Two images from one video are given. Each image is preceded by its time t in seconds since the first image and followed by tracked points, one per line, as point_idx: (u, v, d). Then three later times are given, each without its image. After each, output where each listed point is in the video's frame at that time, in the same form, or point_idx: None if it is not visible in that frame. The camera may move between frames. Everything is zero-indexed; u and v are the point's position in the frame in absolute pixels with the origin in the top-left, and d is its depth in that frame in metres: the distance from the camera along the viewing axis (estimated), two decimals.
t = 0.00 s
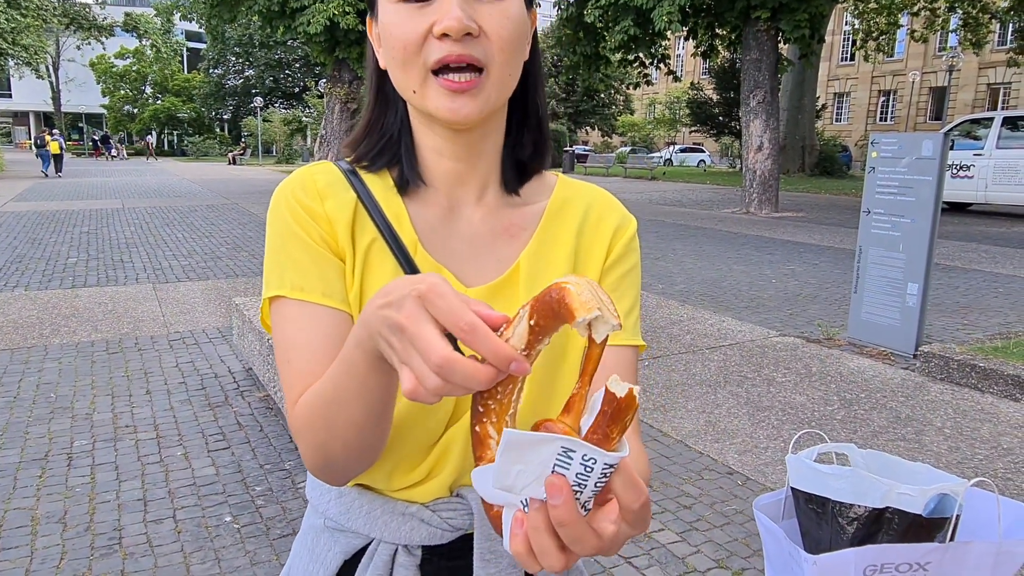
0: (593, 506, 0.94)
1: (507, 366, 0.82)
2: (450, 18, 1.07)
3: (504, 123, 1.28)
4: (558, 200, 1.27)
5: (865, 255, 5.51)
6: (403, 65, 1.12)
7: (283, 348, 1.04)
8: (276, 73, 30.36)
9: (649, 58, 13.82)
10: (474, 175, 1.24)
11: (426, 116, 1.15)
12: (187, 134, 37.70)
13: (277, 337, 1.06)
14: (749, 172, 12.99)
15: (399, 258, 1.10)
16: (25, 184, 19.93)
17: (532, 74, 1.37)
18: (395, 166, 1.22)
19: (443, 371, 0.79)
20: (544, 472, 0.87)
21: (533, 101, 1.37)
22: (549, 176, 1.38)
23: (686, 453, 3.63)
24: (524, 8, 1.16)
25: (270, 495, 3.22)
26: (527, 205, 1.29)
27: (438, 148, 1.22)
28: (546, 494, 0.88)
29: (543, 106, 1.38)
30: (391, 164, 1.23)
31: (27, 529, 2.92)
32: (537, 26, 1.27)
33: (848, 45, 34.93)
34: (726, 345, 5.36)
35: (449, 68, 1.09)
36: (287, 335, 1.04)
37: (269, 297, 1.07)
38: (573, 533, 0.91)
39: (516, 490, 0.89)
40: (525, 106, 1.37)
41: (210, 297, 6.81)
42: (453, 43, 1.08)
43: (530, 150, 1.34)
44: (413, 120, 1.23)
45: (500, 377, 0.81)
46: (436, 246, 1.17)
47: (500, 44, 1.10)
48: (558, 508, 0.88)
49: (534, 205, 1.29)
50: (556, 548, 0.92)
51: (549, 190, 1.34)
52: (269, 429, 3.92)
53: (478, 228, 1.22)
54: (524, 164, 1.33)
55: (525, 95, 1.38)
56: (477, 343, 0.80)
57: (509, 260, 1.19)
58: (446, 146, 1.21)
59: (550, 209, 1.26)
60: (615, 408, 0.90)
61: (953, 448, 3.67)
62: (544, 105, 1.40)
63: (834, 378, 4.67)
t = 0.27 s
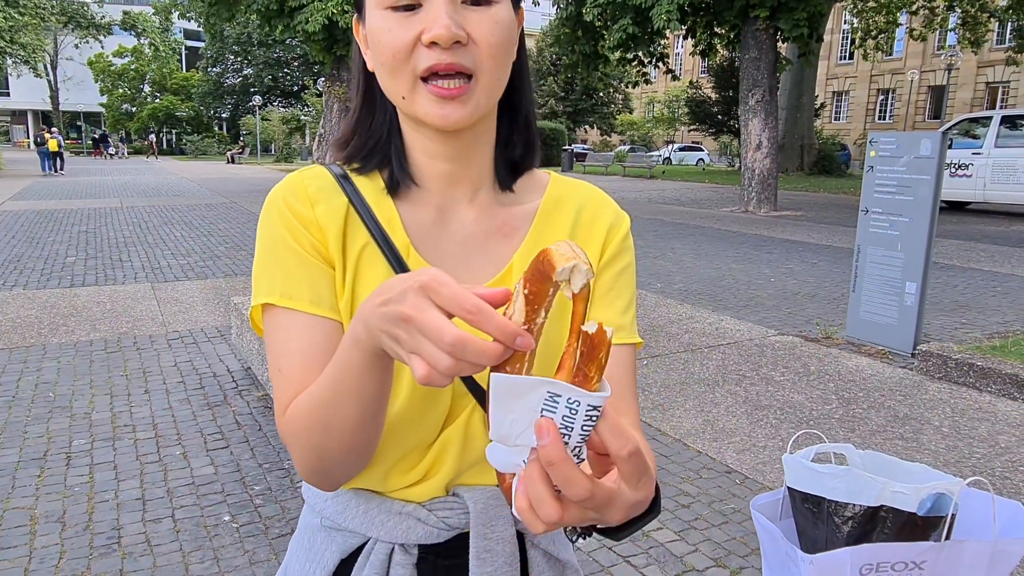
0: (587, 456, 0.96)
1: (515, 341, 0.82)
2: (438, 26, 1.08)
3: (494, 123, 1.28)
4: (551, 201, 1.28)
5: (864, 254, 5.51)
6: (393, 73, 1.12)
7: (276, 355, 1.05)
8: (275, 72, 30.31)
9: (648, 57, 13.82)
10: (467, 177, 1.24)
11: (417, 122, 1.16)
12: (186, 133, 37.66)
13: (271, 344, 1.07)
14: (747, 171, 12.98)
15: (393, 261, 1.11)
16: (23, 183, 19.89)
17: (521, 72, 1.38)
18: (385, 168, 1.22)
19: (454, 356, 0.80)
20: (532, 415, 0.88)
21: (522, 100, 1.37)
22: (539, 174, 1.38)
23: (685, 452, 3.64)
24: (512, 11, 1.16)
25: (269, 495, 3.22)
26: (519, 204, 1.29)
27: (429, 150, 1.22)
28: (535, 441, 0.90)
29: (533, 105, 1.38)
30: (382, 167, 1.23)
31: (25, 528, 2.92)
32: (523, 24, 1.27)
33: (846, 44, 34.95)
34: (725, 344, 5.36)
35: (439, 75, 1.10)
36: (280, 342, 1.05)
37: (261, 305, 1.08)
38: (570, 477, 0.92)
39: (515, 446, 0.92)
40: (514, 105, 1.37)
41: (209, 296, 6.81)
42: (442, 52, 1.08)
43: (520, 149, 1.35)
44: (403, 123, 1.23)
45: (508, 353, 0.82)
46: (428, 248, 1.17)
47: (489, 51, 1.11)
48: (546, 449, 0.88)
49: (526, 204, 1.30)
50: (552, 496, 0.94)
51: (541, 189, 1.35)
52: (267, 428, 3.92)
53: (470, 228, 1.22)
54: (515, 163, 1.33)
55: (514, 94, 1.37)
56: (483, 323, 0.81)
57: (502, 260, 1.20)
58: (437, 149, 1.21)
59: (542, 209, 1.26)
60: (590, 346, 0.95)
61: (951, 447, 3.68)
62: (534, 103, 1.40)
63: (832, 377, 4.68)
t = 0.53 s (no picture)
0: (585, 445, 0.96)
1: (504, 316, 0.84)
2: (421, 30, 1.08)
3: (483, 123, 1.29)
4: (542, 200, 1.28)
5: (862, 254, 5.51)
6: (378, 78, 1.13)
7: (270, 357, 1.06)
8: (274, 71, 30.29)
9: (647, 56, 13.83)
10: (457, 177, 1.24)
11: (405, 126, 1.17)
12: (184, 133, 37.61)
13: (265, 347, 1.08)
14: (746, 170, 12.99)
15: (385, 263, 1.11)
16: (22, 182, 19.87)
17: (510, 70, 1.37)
18: (376, 170, 1.23)
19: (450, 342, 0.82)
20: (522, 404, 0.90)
21: (512, 100, 1.36)
22: (530, 173, 1.38)
23: (683, 451, 3.65)
24: (496, 12, 1.16)
25: (267, 494, 3.22)
26: (510, 203, 1.29)
27: (418, 152, 1.22)
28: (530, 433, 0.91)
29: (523, 104, 1.38)
30: (373, 168, 1.23)
31: (24, 528, 2.91)
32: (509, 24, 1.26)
33: (845, 44, 34.98)
34: (724, 343, 5.37)
35: (423, 79, 1.10)
36: (274, 345, 1.06)
37: (254, 308, 1.08)
38: (568, 464, 0.91)
39: (515, 442, 0.93)
40: (503, 102, 1.36)
41: (207, 296, 6.81)
42: (426, 57, 1.09)
43: (509, 148, 1.35)
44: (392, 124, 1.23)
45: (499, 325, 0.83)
46: (420, 249, 1.18)
47: (474, 54, 1.11)
48: (540, 437, 0.89)
49: (517, 204, 1.30)
50: (552, 489, 0.94)
51: (532, 188, 1.34)
52: (266, 428, 3.92)
53: (462, 228, 1.22)
54: (505, 161, 1.33)
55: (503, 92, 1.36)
56: (472, 302, 0.82)
57: (494, 259, 1.20)
58: (426, 151, 1.22)
59: (533, 208, 1.26)
60: (572, 331, 0.99)
61: (948, 446, 3.69)
62: (523, 101, 1.39)
63: (831, 376, 4.69)
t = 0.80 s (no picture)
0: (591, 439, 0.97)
1: (510, 302, 0.85)
2: (411, 38, 1.08)
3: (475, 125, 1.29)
4: (535, 199, 1.28)
5: (860, 254, 5.52)
6: (368, 86, 1.14)
7: (268, 363, 1.07)
8: (272, 72, 30.29)
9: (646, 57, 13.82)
10: (450, 180, 1.25)
11: (398, 131, 1.17)
12: (183, 133, 37.60)
13: (265, 353, 1.08)
14: (745, 171, 12.99)
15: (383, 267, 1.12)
16: (20, 183, 19.86)
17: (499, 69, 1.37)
18: (370, 173, 1.23)
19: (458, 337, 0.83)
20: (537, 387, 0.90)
21: (502, 101, 1.36)
22: (521, 172, 1.39)
23: (682, 451, 3.65)
24: (484, 15, 1.17)
25: (267, 495, 3.23)
26: (502, 203, 1.30)
27: (411, 156, 1.22)
28: (540, 420, 0.91)
29: (511, 105, 1.38)
30: (367, 171, 1.23)
31: (23, 528, 2.92)
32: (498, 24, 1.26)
33: (843, 44, 35.01)
34: (722, 343, 5.37)
35: (414, 87, 1.11)
36: (273, 351, 1.07)
37: (252, 314, 1.09)
38: (574, 455, 0.91)
39: (523, 427, 0.93)
40: (494, 102, 1.35)
41: (206, 297, 6.81)
42: (416, 65, 1.09)
43: (500, 149, 1.35)
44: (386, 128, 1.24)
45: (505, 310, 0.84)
46: (416, 251, 1.18)
47: (464, 59, 1.11)
48: (549, 424, 0.89)
49: (510, 204, 1.30)
50: (554, 476, 0.94)
51: (524, 187, 1.35)
52: (265, 428, 3.92)
53: (457, 231, 1.22)
54: (496, 161, 1.34)
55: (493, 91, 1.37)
56: (478, 297, 0.83)
57: (488, 260, 1.21)
58: (419, 155, 1.22)
59: (526, 209, 1.27)
60: (592, 326, 1.01)
61: (947, 446, 3.69)
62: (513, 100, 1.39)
63: (829, 376, 4.70)
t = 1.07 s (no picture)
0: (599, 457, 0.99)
1: (518, 326, 0.88)
2: (414, 50, 1.11)
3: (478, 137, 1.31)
4: (538, 211, 1.30)
5: (860, 260, 5.54)
6: (372, 98, 1.16)
7: (276, 375, 1.09)
8: (272, 77, 30.35)
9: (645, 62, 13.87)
10: (454, 193, 1.26)
11: (403, 142, 1.19)
12: (183, 138, 37.67)
13: (273, 366, 1.10)
14: (744, 176, 13.01)
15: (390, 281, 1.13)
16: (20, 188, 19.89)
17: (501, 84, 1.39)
18: (374, 186, 1.25)
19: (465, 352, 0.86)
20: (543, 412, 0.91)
21: (504, 113, 1.38)
22: (524, 184, 1.40)
23: (682, 457, 3.66)
24: (487, 27, 1.19)
25: (268, 501, 3.23)
26: (505, 216, 1.31)
27: (416, 169, 1.24)
28: (550, 441, 0.92)
29: (515, 117, 1.40)
30: (372, 184, 1.25)
31: (26, 534, 2.92)
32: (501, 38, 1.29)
33: (842, 49, 35.10)
34: (722, 349, 5.38)
35: (418, 96, 1.13)
36: (281, 363, 1.08)
37: (259, 327, 1.10)
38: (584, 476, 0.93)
39: (533, 448, 0.94)
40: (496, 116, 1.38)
41: (207, 303, 6.82)
42: (420, 76, 1.11)
43: (503, 161, 1.37)
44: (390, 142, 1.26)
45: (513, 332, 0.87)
46: (421, 264, 1.20)
47: (467, 71, 1.13)
48: (560, 446, 0.91)
49: (513, 215, 1.32)
50: (567, 495, 0.95)
51: (527, 200, 1.37)
52: (266, 434, 3.93)
53: (461, 243, 1.24)
54: (498, 173, 1.35)
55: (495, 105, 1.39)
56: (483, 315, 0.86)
57: (493, 272, 1.23)
58: (423, 167, 1.24)
59: (529, 220, 1.28)
60: (596, 349, 1.02)
61: (946, 452, 3.70)
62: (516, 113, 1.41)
63: (829, 382, 4.71)
